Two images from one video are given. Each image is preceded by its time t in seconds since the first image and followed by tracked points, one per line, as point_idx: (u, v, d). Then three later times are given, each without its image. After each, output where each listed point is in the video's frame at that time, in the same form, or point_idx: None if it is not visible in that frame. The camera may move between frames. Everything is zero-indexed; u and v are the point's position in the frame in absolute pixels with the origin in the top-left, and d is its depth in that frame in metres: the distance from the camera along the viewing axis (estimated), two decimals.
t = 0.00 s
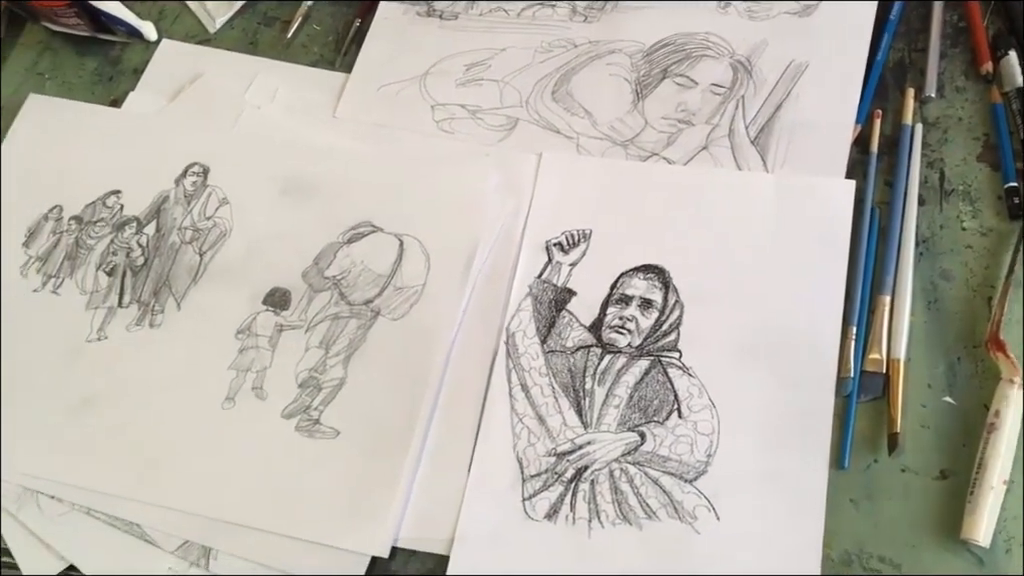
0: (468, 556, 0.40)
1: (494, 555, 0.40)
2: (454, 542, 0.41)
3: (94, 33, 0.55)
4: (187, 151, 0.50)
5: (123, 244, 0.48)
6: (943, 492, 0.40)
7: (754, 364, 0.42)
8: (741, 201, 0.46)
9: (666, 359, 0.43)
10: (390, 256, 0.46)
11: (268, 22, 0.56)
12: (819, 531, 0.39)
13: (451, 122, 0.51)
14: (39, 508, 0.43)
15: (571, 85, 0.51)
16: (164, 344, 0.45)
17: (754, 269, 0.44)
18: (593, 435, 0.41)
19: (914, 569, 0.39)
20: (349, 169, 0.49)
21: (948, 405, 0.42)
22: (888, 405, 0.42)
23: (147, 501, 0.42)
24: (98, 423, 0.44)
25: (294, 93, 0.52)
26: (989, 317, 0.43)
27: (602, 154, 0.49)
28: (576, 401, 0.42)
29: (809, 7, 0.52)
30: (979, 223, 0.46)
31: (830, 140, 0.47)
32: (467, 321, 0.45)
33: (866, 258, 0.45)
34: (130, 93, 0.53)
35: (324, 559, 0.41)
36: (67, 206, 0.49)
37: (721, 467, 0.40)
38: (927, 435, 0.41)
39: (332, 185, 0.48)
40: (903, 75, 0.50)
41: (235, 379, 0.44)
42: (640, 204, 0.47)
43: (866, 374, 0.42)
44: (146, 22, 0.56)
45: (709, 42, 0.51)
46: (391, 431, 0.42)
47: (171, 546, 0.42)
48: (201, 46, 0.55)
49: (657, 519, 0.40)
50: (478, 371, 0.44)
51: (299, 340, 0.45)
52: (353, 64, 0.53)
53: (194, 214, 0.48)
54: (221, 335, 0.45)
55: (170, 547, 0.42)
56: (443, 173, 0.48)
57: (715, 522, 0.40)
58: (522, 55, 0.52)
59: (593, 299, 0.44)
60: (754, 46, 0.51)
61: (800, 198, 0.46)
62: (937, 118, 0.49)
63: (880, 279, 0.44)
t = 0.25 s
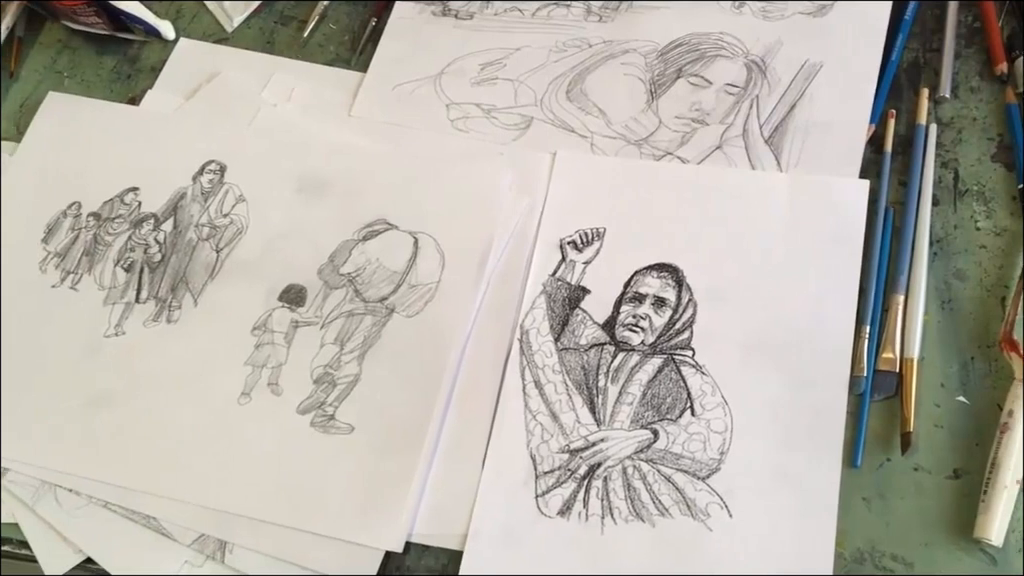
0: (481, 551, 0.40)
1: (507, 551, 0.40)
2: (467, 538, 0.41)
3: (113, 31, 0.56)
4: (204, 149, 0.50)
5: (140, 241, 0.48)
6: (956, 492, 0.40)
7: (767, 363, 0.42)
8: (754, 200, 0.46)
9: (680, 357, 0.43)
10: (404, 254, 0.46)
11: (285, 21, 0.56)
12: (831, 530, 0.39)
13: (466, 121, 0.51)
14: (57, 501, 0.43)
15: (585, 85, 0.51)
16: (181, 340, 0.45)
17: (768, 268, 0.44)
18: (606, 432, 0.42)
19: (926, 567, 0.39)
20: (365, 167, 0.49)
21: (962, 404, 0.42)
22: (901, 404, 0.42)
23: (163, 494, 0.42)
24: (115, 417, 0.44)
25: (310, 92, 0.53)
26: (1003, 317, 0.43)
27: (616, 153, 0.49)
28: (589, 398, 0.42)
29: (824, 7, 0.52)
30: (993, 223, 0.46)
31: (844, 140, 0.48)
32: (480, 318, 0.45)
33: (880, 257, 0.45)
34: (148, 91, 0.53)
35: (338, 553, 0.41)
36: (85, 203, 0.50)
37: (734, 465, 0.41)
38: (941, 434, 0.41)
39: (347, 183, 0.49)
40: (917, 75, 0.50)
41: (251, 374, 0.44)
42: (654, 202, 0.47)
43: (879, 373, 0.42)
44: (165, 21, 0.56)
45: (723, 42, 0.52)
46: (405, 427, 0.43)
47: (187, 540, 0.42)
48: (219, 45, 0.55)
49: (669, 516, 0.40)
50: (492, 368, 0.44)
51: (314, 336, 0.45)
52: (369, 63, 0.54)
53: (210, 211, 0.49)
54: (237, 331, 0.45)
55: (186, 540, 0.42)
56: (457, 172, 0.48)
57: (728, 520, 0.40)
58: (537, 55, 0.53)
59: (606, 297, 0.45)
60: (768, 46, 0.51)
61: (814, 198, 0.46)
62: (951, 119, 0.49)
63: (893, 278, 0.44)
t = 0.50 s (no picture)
0: (496, 546, 0.41)
1: (521, 546, 0.40)
2: (481, 533, 0.41)
3: (132, 28, 0.56)
4: (222, 145, 0.51)
5: (158, 236, 0.49)
6: (971, 491, 0.40)
7: (782, 361, 0.42)
8: (770, 198, 0.46)
9: (694, 355, 0.43)
10: (420, 250, 0.47)
11: (302, 19, 0.56)
12: (846, 528, 0.39)
13: (482, 119, 0.51)
14: (75, 493, 0.44)
15: (601, 83, 0.51)
16: (199, 335, 0.46)
17: (783, 267, 0.44)
18: (621, 429, 0.42)
19: (941, 566, 0.39)
20: (381, 164, 0.49)
21: (977, 404, 0.42)
22: (917, 403, 0.42)
23: (180, 487, 0.43)
24: (133, 411, 0.44)
25: (328, 90, 0.53)
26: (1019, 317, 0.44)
27: (631, 152, 0.49)
28: (604, 395, 0.43)
29: (840, 7, 0.52)
30: (1009, 223, 0.46)
31: (860, 139, 0.48)
32: (496, 315, 0.45)
33: (896, 256, 0.45)
34: (167, 88, 0.54)
35: (354, 547, 0.41)
36: (104, 198, 0.50)
37: (748, 462, 0.41)
38: (957, 434, 0.41)
39: (364, 180, 0.49)
40: (934, 74, 0.50)
41: (267, 369, 0.45)
42: (669, 200, 0.47)
43: (894, 372, 0.42)
44: (184, 18, 0.56)
45: (739, 41, 0.52)
46: (420, 422, 0.43)
47: (204, 532, 0.42)
48: (237, 42, 0.56)
49: (684, 513, 0.40)
50: (507, 364, 0.44)
51: (331, 332, 0.45)
52: (386, 61, 0.54)
53: (228, 207, 0.49)
54: (254, 326, 0.46)
55: (203, 533, 0.42)
56: (473, 169, 0.49)
57: (742, 517, 0.40)
58: (553, 53, 0.53)
59: (622, 295, 0.45)
60: (784, 45, 0.51)
61: (829, 197, 0.46)
62: (968, 118, 0.49)
63: (909, 277, 0.44)
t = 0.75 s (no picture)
0: (509, 544, 0.41)
1: (534, 544, 0.41)
2: (495, 531, 0.41)
3: (150, 27, 0.57)
4: (238, 144, 0.51)
5: (175, 234, 0.49)
6: (987, 493, 0.40)
7: (796, 361, 0.42)
8: (785, 199, 0.46)
9: (708, 355, 0.43)
10: (435, 249, 0.47)
11: (318, 19, 0.57)
12: (859, 529, 0.39)
13: (497, 119, 0.51)
14: (92, 488, 0.44)
15: (616, 84, 0.51)
16: (215, 332, 0.46)
17: (798, 268, 0.44)
18: (634, 428, 0.42)
19: (956, 568, 0.39)
20: (397, 163, 0.49)
21: (993, 406, 0.42)
22: (932, 405, 0.42)
23: (196, 483, 0.43)
24: (149, 407, 0.45)
25: (343, 89, 0.53)
26: None
27: (646, 152, 0.49)
28: (618, 395, 0.43)
29: (856, 8, 0.52)
30: None
31: (875, 141, 0.47)
32: (510, 314, 0.46)
33: (912, 258, 0.45)
34: (184, 87, 0.54)
35: (368, 544, 0.41)
36: (121, 196, 0.50)
37: (762, 463, 0.41)
38: (972, 436, 0.41)
39: (379, 179, 0.49)
40: (950, 76, 0.50)
41: (282, 366, 0.45)
42: (684, 201, 0.47)
43: (909, 373, 0.42)
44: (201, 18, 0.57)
45: (755, 42, 0.52)
46: (434, 420, 0.43)
47: (219, 528, 0.43)
48: (254, 42, 0.56)
49: (697, 513, 0.40)
50: (522, 363, 0.45)
51: (346, 330, 0.45)
52: (401, 61, 0.54)
53: (244, 205, 0.49)
54: (270, 323, 0.46)
55: (219, 529, 0.43)
56: (489, 169, 0.49)
57: (756, 518, 0.40)
58: (569, 54, 0.53)
59: (636, 294, 0.45)
60: (800, 46, 0.51)
61: (845, 198, 0.46)
62: (984, 120, 0.49)
63: (925, 279, 0.44)
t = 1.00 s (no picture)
0: (524, 544, 0.41)
1: (549, 544, 0.41)
2: (510, 530, 0.41)
3: (168, 26, 0.57)
4: (255, 143, 0.51)
5: (192, 232, 0.49)
6: (1003, 496, 0.40)
7: (812, 364, 0.42)
8: (801, 201, 0.46)
9: (724, 357, 0.43)
10: (451, 249, 0.47)
11: (335, 18, 0.57)
12: (875, 532, 0.39)
13: (513, 119, 0.51)
14: (108, 484, 0.44)
15: (632, 84, 0.51)
16: (231, 330, 0.46)
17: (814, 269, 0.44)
18: (649, 429, 0.42)
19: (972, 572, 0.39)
20: (413, 163, 0.50)
21: (1009, 409, 0.42)
22: (948, 408, 0.42)
23: (212, 480, 0.43)
24: (166, 404, 0.45)
25: (360, 88, 0.53)
26: None
27: (662, 153, 0.49)
28: (633, 396, 0.43)
29: (874, 9, 0.52)
30: None
31: (893, 143, 0.47)
32: (525, 314, 0.46)
33: (928, 260, 0.45)
34: (201, 86, 0.54)
35: (383, 542, 0.42)
36: (139, 194, 0.51)
37: (777, 465, 0.41)
38: (989, 439, 0.41)
39: (396, 178, 0.49)
40: (968, 78, 0.50)
41: (298, 364, 0.45)
42: (700, 201, 0.47)
43: (925, 377, 0.42)
44: (218, 17, 0.57)
45: (772, 43, 0.52)
46: (450, 420, 0.43)
47: (235, 525, 0.43)
48: (271, 41, 0.56)
49: (712, 515, 0.40)
50: (537, 363, 0.45)
51: (361, 329, 0.46)
52: (418, 61, 0.54)
53: (261, 204, 0.49)
54: (286, 321, 0.46)
55: (234, 526, 0.43)
56: (505, 169, 0.49)
57: (771, 520, 0.40)
58: (585, 54, 0.53)
59: (651, 295, 0.45)
60: (817, 48, 0.51)
61: (862, 200, 0.46)
62: (1002, 123, 0.49)
63: (942, 282, 0.44)
